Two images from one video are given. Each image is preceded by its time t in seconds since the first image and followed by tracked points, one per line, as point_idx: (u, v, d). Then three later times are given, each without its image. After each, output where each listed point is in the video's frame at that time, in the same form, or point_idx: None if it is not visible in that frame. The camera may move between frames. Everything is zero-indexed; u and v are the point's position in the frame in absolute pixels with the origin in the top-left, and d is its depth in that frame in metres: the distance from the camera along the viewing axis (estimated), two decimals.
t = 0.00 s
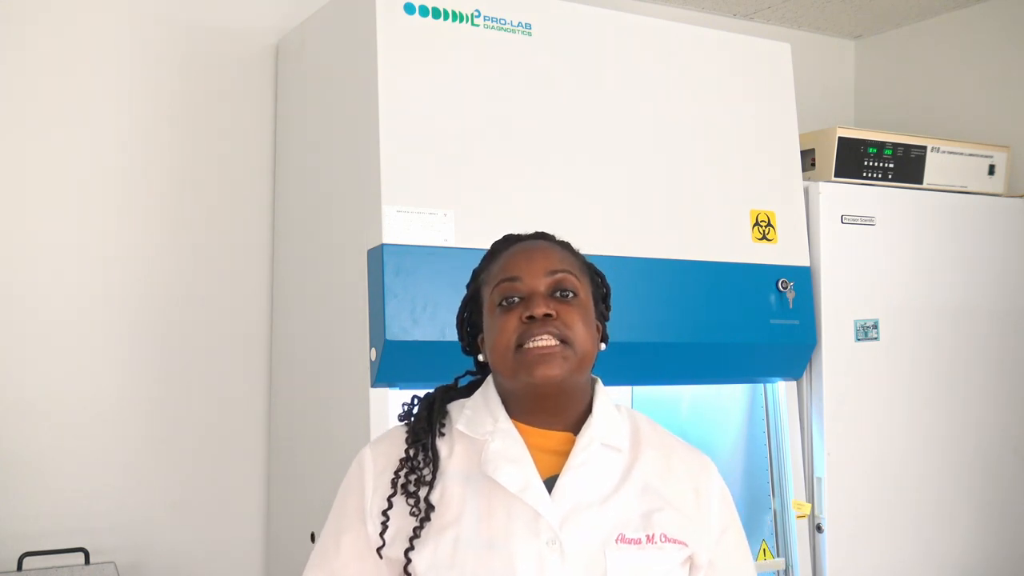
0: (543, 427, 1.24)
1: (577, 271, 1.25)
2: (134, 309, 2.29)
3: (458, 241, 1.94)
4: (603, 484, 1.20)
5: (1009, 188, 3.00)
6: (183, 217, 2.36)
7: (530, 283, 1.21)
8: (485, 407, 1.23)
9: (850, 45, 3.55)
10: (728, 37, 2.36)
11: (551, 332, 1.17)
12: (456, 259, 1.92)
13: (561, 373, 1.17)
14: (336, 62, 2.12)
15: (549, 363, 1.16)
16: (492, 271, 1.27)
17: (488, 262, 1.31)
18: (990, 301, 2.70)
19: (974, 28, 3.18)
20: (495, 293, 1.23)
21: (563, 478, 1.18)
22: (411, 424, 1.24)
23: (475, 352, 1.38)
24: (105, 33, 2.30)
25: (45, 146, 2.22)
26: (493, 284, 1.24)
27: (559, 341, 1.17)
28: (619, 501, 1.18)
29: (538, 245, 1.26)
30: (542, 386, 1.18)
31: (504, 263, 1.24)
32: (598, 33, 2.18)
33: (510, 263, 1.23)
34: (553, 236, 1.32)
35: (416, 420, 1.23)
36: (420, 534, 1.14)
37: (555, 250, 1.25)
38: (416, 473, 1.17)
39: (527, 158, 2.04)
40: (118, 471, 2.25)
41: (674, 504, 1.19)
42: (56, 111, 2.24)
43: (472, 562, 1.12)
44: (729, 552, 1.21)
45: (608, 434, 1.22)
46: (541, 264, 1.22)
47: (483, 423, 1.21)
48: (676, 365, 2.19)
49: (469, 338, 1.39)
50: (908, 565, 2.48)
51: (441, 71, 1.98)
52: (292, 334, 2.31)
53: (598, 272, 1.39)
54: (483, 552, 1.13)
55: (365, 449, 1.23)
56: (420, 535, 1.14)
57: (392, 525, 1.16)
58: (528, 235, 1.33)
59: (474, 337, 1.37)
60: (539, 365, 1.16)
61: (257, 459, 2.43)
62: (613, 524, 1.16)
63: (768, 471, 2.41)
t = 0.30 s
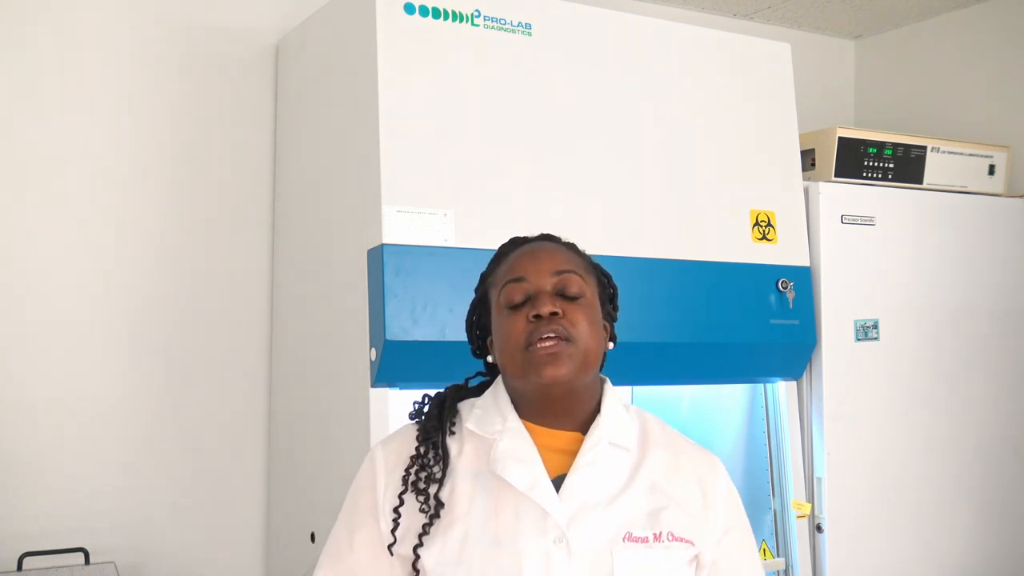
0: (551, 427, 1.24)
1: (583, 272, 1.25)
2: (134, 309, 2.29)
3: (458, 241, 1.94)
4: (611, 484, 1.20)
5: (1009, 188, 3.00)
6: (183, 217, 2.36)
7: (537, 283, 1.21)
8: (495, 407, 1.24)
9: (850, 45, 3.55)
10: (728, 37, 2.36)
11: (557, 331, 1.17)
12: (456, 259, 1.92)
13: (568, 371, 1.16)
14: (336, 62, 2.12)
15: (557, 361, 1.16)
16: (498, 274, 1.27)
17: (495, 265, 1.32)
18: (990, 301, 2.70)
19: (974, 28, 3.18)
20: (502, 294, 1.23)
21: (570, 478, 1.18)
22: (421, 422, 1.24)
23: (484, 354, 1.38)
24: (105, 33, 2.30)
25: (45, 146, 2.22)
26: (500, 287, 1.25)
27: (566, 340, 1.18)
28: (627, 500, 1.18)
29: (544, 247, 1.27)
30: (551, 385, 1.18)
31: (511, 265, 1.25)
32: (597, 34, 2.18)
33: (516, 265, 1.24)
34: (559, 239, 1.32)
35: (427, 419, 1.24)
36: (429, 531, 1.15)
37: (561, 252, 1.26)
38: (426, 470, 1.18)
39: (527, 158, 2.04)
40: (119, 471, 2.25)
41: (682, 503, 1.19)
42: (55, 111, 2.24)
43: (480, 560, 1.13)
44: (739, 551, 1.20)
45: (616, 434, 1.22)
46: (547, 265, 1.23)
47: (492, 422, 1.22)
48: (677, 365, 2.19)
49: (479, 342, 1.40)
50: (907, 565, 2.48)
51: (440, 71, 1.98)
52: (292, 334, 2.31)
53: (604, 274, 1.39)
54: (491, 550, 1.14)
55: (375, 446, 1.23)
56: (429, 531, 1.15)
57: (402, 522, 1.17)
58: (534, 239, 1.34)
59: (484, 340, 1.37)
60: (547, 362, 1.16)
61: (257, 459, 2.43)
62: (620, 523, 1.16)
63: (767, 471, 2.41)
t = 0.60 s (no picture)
0: (553, 426, 1.24)
1: (587, 272, 1.25)
2: (134, 309, 2.29)
3: (457, 241, 1.93)
4: (612, 482, 1.20)
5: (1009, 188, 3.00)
6: (183, 217, 2.36)
7: (541, 283, 1.21)
8: (498, 407, 1.24)
9: (850, 44, 3.55)
10: (728, 37, 2.36)
11: (560, 330, 1.17)
12: (456, 259, 1.92)
13: (571, 370, 1.17)
14: (336, 62, 2.12)
15: (560, 360, 1.16)
16: (502, 274, 1.27)
17: (499, 266, 1.32)
18: (990, 301, 2.70)
19: (974, 28, 3.18)
20: (506, 294, 1.23)
21: (572, 475, 1.18)
22: (425, 422, 1.25)
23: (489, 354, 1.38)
24: (105, 33, 2.30)
25: (45, 146, 2.22)
26: (504, 286, 1.25)
27: (569, 339, 1.18)
28: (628, 498, 1.18)
29: (548, 248, 1.27)
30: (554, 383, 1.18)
31: (515, 265, 1.25)
32: (597, 34, 2.18)
33: (520, 265, 1.24)
34: (564, 240, 1.32)
35: (431, 419, 1.24)
36: (431, 529, 1.15)
37: (565, 253, 1.25)
38: (429, 470, 1.19)
39: (526, 158, 2.04)
40: (119, 471, 2.25)
41: (683, 502, 1.19)
42: (55, 111, 2.24)
43: (481, 557, 1.13)
44: (739, 550, 1.20)
45: (618, 432, 1.22)
46: (551, 266, 1.23)
47: (495, 422, 1.22)
48: (677, 365, 2.19)
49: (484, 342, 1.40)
50: (907, 565, 2.48)
51: (440, 71, 1.98)
52: (292, 333, 2.31)
53: (608, 275, 1.40)
54: (492, 548, 1.14)
55: (381, 447, 1.24)
56: (431, 530, 1.15)
57: (405, 520, 1.17)
58: (539, 240, 1.34)
59: (488, 340, 1.37)
60: (550, 361, 1.16)
61: (257, 459, 2.43)
62: (621, 521, 1.16)
63: (768, 471, 2.41)
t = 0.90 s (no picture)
0: (555, 425, 1.24)
1: (589, 273, 1.25)
2: (134, 309, 2.29)
3: (457, 241, 1.93)
4: (614, 481, 1.20)
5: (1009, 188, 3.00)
6: (183, 217, 2.36)
7: (543, 284, 1.21)
8: (500, 407, 1.24)
9: (850, 45, 3.55)
10: (728, 37, 2.36)
11: (562, 332, 1.18)
12: (456, 259, 1.92)
13: (572, 371, 1.17)
14: (336, 62, 2.12)
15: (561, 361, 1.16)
16: (505, 275, 1.28)
17: (501, 266, 1.32)
18: (990, 301, 2.70)
19: (974, 28, 3.18)
20: (508, 295, 1.23)
21: (574, 475, 1.18)
22: (428, 422, 1.25)
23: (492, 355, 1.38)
24: (105, 34, 2.30)
25: (44, 147, 2.22)
26: (507, 287, 1.25)
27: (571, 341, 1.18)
28: (630, 497, 1.18)
29: (550, 249, 1.27)
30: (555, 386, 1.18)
31: (517, 266, 1.25)
32: (597, 34, 2.18)
33: (522, 266, 1.24)
34: (566, 241, 1.33)
35: (433, 419, 1.25)
36: (434, 528, 1.15)
37: (567, 254, 1.25)
38: (431, 469, 1.19)
39: (526, 158, 2.04)
40: (119, 471, 2.26)
41: (685, 501, 1.19)
42: (55, 111, 2.24)
43: (484, 555, 1.13)
44: (741, 549, 1.20)
45: (620, 432, 1.23)
46: (552, 267, 1.23)
47: (497, 422, 1.22)
48: (677, 365, 2.19)
49: (486, 342, 1.40)
50: (907, 565, 2.48)
51: (440, 71, 1.98)
52: (292, 333, 2.31)
53: (610, 275, 1.40)
54: (494, 546, 1.14)
55: (384, 446, 1.25)
56: (433, 528, 1.15)
57: (408, 519, 1.18)
58: (541, 240, 1.34)
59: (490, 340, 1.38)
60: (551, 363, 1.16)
61: (257, 459, 2.43)
62: (623, 519, 1.16)
63: (768, 471, 2.41)
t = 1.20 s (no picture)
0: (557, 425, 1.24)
1: (590, 272, 1.25)
2: (134, 309, 2.29)
3: (457, 241, 1.93)
4: (616, 480, 1.20)
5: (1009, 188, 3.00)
6: (183, 217, 2.36)
7: (544, 284, 1.21)
8: (503, 406, 1.24)
9: (851, 45, 3.55)
10: (727, 37, 2.36)
11: (562, 331, 1.18)
12: (456, 259, 1.92)
13: (574, 370, 1.17)
14: (336, 62, 2.12)
15: (563, 360, 1.16)
16: (506, 275, 1.28)
17: (503, 266, 1.32)
18: (990, 301, 2.70)
19: (974, 28, 3.18)
20: (510, 295, 1.23)
21: (576, 474, 1.18)
22: (430, 421, 1.25)
23: (495, 355, 1.38)
24: (106, 34, 2.30)
25: (44, 147, 2.22)
26: (508, 287, 1.25)
27: (572, 340, 1.18)
28: (632, 497, 1.18)
29: (551, 248, 1.27)
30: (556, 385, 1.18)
31: (518, 266, 1.25)
32: (597, 34, 2.18)
33: (523, 266, 1.24)
34: (567, 241, 1.33)
35: (436, 417, 1.25)
36: (435, 525, 1.15)
37: (568, 253, 1.25)
38: (433, 467, 1.19)
39: (527, 158, 2.04)
40: (119, 471, 2.26)
41: (687, 502, 1.19)
42: (56, 111, 2.24)
43: (486, 553, 1.13)
44: (743, 551, 1.20)
45: (623, 431, 1.22)
46: (554, 266, 1.23)
47: (500, 421, 1.22)
48: (676, 365, 2.19)
49: (489, 342, 1.40)
50: (907, 565, 2.48)
51: (440, 71, 1.98)
52: (292, 333, 2.31)
53: (612, 274, 1.40)
54: (496, 544, 1.14)
55: (388, 444, 1.25)
56: (435, 526, 1.15)
57: (410, 517, 1.18)
58: (542, 240, 1.34)
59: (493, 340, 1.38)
60: (553, 362, 1.16)
61: (257, 459, 2.43)
62: (624, 519, 1.16)
63: (768, 471, 2.41)
